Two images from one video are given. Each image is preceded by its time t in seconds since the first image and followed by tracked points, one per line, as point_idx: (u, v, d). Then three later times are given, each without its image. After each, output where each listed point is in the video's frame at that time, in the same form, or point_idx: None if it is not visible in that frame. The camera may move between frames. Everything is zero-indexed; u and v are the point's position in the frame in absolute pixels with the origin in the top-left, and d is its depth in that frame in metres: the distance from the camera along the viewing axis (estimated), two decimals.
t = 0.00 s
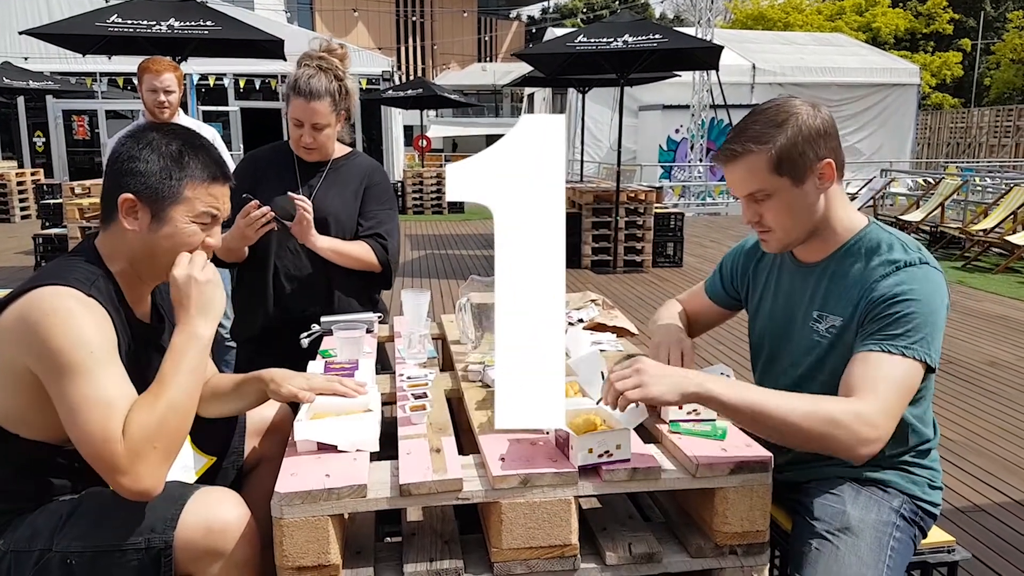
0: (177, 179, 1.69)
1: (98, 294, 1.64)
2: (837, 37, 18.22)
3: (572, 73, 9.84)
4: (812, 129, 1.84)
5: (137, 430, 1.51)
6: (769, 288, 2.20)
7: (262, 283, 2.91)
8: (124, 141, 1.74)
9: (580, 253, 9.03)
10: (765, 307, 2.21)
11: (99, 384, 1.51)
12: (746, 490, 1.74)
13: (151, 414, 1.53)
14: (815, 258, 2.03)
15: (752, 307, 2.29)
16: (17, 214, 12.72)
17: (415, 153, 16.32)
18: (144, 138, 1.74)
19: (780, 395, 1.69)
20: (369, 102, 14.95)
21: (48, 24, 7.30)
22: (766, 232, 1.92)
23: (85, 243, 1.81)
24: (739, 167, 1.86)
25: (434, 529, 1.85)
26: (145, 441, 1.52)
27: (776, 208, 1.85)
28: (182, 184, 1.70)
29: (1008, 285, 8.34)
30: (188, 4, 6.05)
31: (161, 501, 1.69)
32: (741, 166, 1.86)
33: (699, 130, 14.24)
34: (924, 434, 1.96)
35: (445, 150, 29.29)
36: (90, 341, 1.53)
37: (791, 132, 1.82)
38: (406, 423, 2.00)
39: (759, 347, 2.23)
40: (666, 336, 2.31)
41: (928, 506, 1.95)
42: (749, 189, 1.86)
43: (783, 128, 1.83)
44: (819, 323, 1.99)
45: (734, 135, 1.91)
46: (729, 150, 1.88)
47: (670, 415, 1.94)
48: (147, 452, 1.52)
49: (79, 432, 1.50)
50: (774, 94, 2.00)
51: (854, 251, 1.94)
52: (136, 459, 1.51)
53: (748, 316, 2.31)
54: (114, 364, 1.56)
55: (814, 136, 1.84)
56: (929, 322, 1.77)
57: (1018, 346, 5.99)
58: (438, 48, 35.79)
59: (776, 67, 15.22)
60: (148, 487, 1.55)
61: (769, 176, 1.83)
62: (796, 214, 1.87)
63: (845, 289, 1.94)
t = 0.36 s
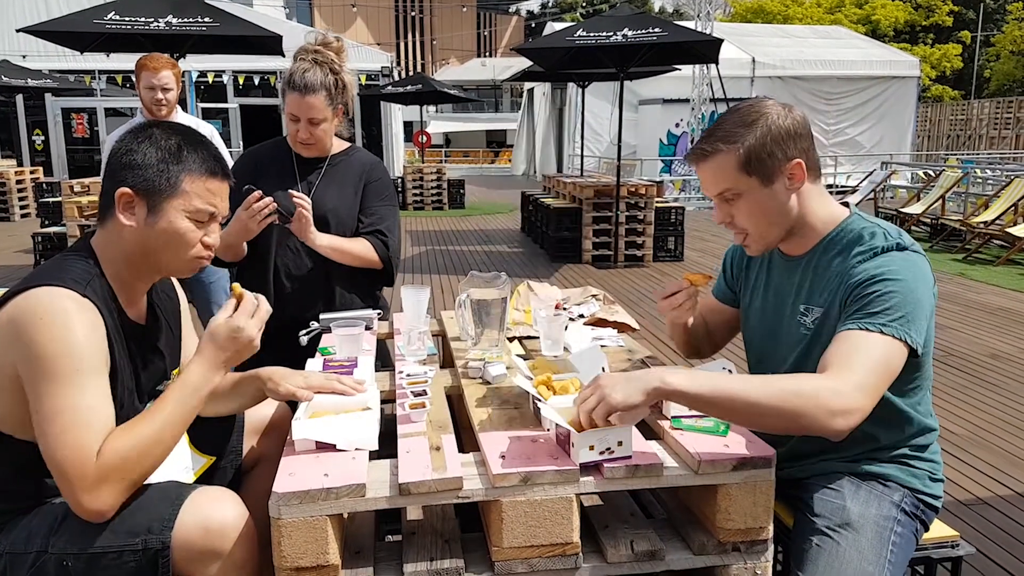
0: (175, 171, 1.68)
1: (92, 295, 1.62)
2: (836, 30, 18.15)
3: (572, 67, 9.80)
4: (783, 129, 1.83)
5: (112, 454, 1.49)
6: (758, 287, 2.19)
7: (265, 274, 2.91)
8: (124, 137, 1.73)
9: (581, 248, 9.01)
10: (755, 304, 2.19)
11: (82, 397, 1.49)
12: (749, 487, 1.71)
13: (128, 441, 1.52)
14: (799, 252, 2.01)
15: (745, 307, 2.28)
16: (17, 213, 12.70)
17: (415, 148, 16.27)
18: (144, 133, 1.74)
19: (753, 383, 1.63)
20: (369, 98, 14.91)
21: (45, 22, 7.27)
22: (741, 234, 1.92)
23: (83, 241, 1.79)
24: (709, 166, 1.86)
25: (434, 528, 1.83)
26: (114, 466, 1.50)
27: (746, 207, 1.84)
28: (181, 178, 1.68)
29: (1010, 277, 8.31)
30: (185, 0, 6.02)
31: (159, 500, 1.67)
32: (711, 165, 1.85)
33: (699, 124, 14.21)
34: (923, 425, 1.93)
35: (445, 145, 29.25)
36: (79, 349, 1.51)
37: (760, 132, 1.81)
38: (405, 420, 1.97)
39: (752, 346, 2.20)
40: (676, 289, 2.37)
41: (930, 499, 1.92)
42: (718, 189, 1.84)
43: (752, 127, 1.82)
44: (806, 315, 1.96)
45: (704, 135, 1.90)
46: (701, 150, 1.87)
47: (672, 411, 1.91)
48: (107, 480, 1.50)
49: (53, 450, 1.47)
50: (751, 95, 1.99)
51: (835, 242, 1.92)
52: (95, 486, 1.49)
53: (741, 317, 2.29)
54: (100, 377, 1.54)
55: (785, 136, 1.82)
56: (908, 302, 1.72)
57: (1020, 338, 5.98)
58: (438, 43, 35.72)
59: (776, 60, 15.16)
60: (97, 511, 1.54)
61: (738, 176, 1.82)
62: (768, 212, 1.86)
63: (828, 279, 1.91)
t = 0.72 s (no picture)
0: (163, 165, 1.65)
1: (81, 299, 1.59)
2: (835, 29, 18.13)
3: (571, 64, 9.77)
4: (787, 130, 1.81)
5: (78, 475, 1.45)
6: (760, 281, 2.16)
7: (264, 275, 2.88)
8: (100, 137, 1.69)
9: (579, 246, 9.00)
10: (756, 298, 2.17)
11: (56, 409, 1.45)
12: (751, 490, 1.68)
13: (100, 461, 1.48)
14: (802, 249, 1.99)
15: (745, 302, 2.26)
16: (13, 207, 12.62)
17: (414, 145, 16.22)
18: (124, 129, 1.70)
19: (774, 393, 1.61)
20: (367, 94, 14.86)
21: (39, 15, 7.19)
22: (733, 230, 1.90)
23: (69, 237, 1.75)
24: (708, 158, 1.84)
25: (431, 531, 1.81)
26: (80, 486, 1.46)
27: (742, 203, 1.83)
28: (168, 172, 1.66)
29: (1007, 278, 8.31)
30: None
31: (154, 502, 1.64)
32: (709, 157, 1.84)
33: (697, 121, 14.19)
34: (928, 427, 1.90)
35: (442, 141, 29.21)
36: (61, 357, 1.47)
37: (763, 129, 1.79)
38: (403, 422, 1.94)
39: (753, 341, 2.18)
40: (715, 234, 2.08)
41: (933, 502, 1.90)
42: (714, 181, 1.83)
43: (756, 123, 1.80)
44: (809, 313, 1.94)
45: (710, 126, 1.89)
46: (704, 140, 1.85)
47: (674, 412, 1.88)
48: (65, 501, 1.46)
49: (19, 463, 1.43)
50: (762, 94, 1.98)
51: (841, 240, 1.89)
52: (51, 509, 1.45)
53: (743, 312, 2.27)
54: (80, 388, 1.50)
55: (788, 134, 1.80)
56: (919, 303, 1.70)
57: (1018, 338, 5.97)
58: (436, 38, 35.61)
59: (775, 58, 15.13)
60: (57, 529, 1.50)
61: (738, 170, 1.80)
62: (765, 210, 1.85)
63: (832, 278, 1.89)
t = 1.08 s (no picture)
0: (116, 157, 1.59)
1: (57, 310, 1.54)
2: (835, 27, 18.10)
3: (571, 62, 9.74)
4: (824, 118, 1.78)
5: (68, 497, 1.43)
6: (774, 278, 2.13)
7: (318, 279, 2.96)
8: (44, 135, 1.60)
9: (578, 245, 8.99)
10: (770, 294, 2.13)
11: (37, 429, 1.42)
12: (758, 496, 1.66)
13: (88, 482, 1.46)
14: (821, 248, 1.95)
15: (757, 295, 2.22)
16: (10, 204, 12.58)
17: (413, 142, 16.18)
18: (64, 124, 1.61)
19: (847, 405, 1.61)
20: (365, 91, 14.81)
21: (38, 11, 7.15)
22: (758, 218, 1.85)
23: (40, 239, 1.69)
24: (741, 142, 1.79)
25: (432, 535, 1.78)
26: (71, 507, 1.44)
27: (771, 192, 1.78)
28: (123, 162, 1.60)
29: (1007, 277, 8.28)
30: None
31: (149, 507, 1.61)
32: (743, 142, 1.79)
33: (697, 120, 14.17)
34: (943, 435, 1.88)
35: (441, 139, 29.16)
36: (39, 377, 1.43)
37: (801, 117, 1.76)
38: (404, 424, 1.91)
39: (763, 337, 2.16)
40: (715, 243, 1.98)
41: (940, 508, 1.88)
42: (746, 168, 1.79)
43: (795, 109, 1.77)
44: (824, 316, 1.91)
45: (743, 110, 1.84)
46: (736, 123, 1.81)
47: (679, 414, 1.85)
48: (55, 525, 1.44)
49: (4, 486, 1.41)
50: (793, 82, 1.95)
51: (863, 242, 1.85)
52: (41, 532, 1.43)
53: (752, 305, 2.24)
54: (63, 405, 1.47)
55: (825, 126, 1.77)
56: (947, 316, 1.66)
57: (1020, 339, 5.93)
58: (435, 36, 35.53)
59: (774, 57, 15.10)
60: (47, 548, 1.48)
61: (771, 158, 1.76)
62: (793, 202, 1.81)
63: (852, 282, 1.85)
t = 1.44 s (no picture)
0: (91, 160, 1.54)
1: (39, 320, 1.50)
2: (831, 26, 18.08)
3: (567, 59, 9.70)
4: (867, 109, 1.75)
5: (56, 513, 1.40)
6: (791, 270, 2.11)
7: (364, 279, 3.03)
8: (11, 143, 1.54)
9: (575, 243, 8.96)
10: (785, 286, 2.12)
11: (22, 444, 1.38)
12: (762, 500, 1.63)
13: (75, 497, 1.42)
14: (841, 242, 1.93)
15: (773, 288, 2.20)
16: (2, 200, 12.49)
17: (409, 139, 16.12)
18: (30, 132, 1.54)
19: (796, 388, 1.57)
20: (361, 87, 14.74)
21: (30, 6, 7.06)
22: (791, 210, 1.83)
23: (18, 246, 1.64)
24: (783, 128, 1.77)
25: (430, 539, 1.75)
26: (59, 523, 1.41)
27: (809, 181, 1.76)
28: (99, 164, 1.55)
29: (1003, 277, 8.27)
30: None
31: (140, 513, 1.58)
32: (785, 128, 1.76)
33: (693, 118, 14.16)
34: (939, 437, 1.83)
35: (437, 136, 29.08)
36: (22, 392, 1.39)
37: (846, 105, 1.73)
38: (402, 425, 1.89)
39: (774, 333, 2.14)
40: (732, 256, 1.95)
41: (946, 511, 1.85)
42: (786, 155, 1.76)
43: (841, 98, 1.74)
44: (839, 310, 1.90)
45: (785, 95, 1.81)
46: (780, 108, 1.77)
47: (681, 415, 1.82)
48: (42, 542, 1.41)
49: None
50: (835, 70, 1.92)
51: (882, 238, 1.83)
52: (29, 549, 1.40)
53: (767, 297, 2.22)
54: (48, 418, 1.44)
55: (867, 116, 1.75)
56: (960, 315, 1.64)
57: (1017, 339, 5.92)
58: (432, 33, 35.45)
59: (770, 55, 15.07)
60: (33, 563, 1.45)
61: (813, 145, 1.74)
62: (830, 192, 1.79)
63: (869, 277, 1.84)
